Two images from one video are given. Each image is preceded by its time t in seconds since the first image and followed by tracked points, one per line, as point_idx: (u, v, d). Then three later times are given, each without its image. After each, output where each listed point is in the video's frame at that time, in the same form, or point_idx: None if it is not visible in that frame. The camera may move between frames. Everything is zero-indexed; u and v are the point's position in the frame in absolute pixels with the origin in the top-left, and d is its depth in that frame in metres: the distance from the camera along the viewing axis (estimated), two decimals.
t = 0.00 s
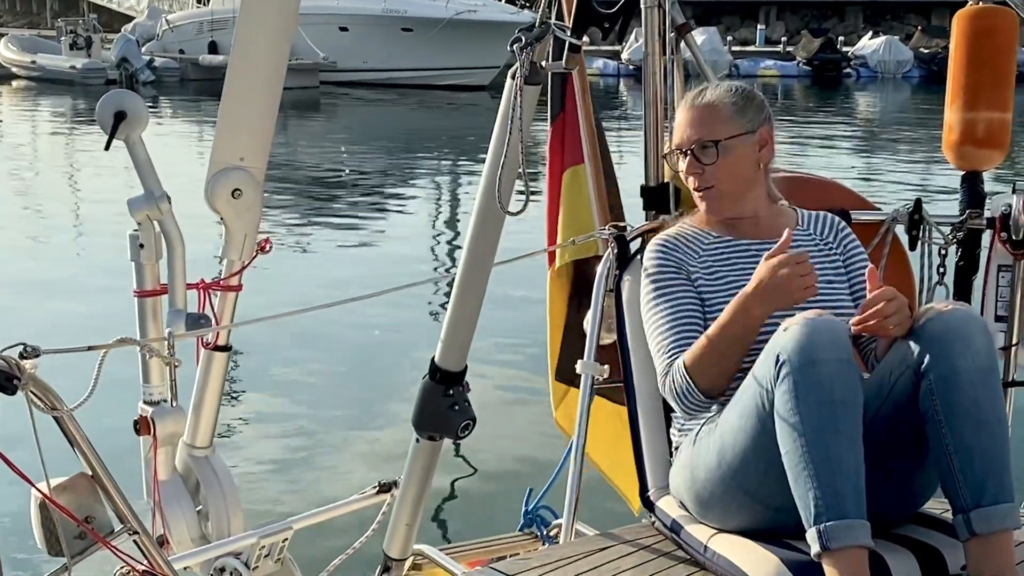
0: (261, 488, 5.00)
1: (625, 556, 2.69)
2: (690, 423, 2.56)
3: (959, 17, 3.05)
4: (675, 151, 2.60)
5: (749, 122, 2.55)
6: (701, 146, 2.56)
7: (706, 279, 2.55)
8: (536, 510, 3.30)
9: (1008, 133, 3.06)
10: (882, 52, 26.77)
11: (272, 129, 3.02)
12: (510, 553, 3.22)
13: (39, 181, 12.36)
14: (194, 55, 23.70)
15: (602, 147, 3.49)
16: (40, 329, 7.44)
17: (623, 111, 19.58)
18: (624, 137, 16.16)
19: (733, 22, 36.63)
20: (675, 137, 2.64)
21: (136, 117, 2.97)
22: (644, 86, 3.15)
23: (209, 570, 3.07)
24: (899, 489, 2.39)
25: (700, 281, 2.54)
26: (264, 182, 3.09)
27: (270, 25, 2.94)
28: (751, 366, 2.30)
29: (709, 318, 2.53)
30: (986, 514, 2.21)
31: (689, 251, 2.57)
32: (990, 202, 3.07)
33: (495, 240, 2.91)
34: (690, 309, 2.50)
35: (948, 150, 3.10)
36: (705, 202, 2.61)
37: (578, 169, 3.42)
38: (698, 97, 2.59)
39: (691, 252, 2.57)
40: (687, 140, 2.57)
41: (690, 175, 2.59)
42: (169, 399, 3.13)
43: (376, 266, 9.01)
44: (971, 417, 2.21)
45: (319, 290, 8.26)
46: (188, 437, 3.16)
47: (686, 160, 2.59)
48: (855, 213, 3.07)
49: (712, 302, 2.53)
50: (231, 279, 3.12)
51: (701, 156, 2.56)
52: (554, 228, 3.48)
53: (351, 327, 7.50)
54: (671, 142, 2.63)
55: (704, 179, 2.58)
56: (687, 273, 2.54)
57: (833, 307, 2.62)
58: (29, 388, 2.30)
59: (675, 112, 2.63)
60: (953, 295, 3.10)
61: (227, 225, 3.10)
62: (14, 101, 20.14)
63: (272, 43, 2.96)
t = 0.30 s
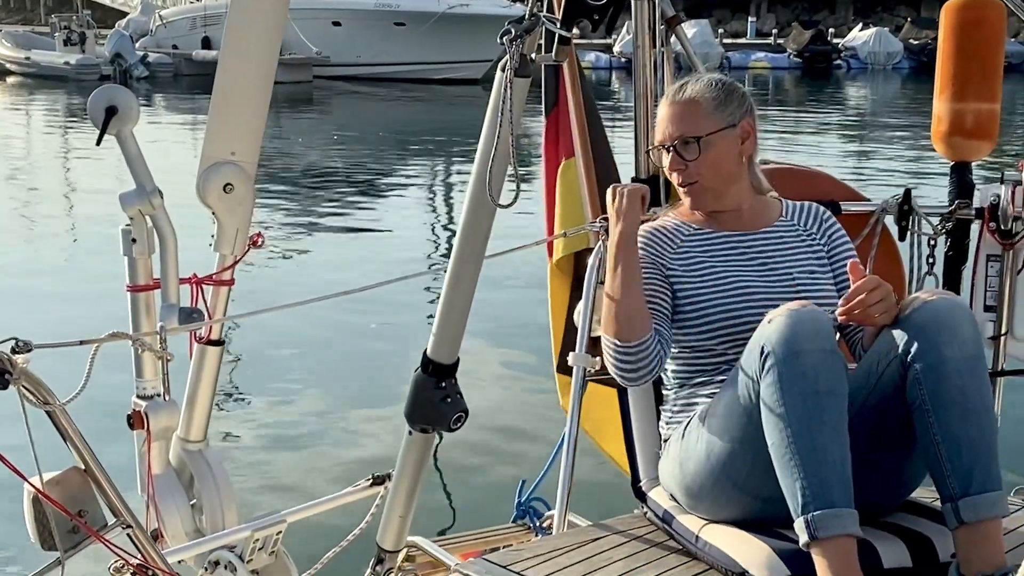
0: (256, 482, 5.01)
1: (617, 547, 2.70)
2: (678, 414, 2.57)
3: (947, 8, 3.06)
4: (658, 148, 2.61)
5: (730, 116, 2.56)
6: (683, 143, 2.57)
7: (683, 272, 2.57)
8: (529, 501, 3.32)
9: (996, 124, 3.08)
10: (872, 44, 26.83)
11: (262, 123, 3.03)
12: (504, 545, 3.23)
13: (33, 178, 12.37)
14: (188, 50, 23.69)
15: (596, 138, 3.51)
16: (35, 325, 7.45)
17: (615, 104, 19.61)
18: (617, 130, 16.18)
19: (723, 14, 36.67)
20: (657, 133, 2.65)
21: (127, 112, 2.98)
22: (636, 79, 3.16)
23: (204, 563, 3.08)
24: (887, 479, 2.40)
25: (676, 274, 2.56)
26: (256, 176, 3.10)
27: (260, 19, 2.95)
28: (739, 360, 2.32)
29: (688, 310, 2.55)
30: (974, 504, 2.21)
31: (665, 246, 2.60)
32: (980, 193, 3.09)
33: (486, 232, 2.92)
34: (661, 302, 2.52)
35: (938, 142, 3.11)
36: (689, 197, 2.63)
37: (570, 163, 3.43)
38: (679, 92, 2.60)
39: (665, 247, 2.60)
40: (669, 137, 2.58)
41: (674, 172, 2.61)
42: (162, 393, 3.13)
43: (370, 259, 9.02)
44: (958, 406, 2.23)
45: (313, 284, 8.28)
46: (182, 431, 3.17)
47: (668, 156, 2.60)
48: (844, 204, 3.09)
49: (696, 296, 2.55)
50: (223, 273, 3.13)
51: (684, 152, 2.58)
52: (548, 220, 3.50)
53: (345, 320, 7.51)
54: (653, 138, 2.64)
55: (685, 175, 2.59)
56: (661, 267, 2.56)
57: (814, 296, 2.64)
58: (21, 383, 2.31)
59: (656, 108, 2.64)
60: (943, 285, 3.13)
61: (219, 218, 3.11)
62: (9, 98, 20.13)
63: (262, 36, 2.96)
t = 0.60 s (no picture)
0: (251, 476, 5.03)
1: (610, 538, 2.72)
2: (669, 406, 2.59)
3: None
4: (657, 137, 2.62)
5: (728, 108, 2.59)
6: (685, 136, 2.58)
7: (676, 264, 2.58)
8: (523, 494, 3.34)
9: (984, 115, 3.09)
10: (863, 36, 26.90)
11: (255, 118, 3.04)
12: (498, 536, 3.26)
13: (28, 173, 12.39)
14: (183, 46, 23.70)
15: (584, 130, 3.52)
16: (31, 320, 7.48)
17: (609, 96, 19.63)
18: (610, 122, 16.21)
19: (715, 8, 36.71)
20: (652, 123, 2.66)
21: (120, 108, 2.99)
22: (626, 73, 3.18)
23: (200, 557, 3.11)
24: (876, 467, 2.42)
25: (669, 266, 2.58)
26: (249, 171, 3.12)
27: (253, 16, 2.96)
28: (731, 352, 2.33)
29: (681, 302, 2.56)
30: (965, 493, 2.23)
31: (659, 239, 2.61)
32: (967, 184, 3.11)
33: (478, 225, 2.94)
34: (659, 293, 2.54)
35: (926, 133, 3.13)
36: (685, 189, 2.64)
37: (561, 157, 3.45)
38: (676, 82, 2.61)
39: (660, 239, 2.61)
40: (671, 129, 2.59)
41: (672, 161, 2.62)
42: (158, 388, 3.18)
43: (365, 253, 9.04)
44: (948, 397, 2.25)
45: (308, 277, 8.31)
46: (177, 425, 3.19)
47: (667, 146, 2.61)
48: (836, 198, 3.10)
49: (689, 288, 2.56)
50: (217, 268, 3.15)
51: (685, 143, 2.59)
52: (538, 213, 3.51)
53: (340, 314, 7.53)
54: (650, 127, 2.65)
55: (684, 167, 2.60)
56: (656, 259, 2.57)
57: (805, 287, 2.66)
58: (15, 378, 2.33)
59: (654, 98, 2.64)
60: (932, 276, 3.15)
61: (212, 214, 3.12)
62: (4, 94, 20.15)
63: (255, 34, 2.98)
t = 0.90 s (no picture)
0: (245, 469, 5.05)
1: (600, 529, 2.74)
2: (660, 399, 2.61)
3: None
4: (666, 123, 2.62)
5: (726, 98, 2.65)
6: (699, 118, 2.61)
7: (677, 250, 2.60)
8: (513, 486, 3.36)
9: (970, 108, 3.11)
10: (855, 27, 26.96)
11: (245, 113, 3.06)
12: (488, 529, 3.28)
13: (23, 168, 12.41)
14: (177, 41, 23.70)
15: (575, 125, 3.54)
16: (27, 315, 7.50)
17: (603, 89, 19.65)
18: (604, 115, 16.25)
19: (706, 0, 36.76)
20: (653, 111, 2.67)
21: (110, 104, 3.01)
22: (615, 67, 3.21)
23: (191, 550, 3.13)
24: (862, 457, 2.44)
25: (670, 251, 2.60)
26: (239, 166, 3.13)
27: (242, 12, 2.97)
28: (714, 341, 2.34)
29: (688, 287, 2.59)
30: (949, 482, 2.25)
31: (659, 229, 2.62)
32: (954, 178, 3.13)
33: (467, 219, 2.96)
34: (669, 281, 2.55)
35: (913, 127, 3.15)
36: (689, 179, 2.64)
37: (550, 151, 3.47)
38: (677, 74, 2.66)
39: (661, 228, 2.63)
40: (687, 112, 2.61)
41: (683, 146, 2.61)
42: (149, 381, 3.17)
43: (359, 246, 9.07)
44: (933, 387, 2.26)
45: (302, 271, 8.33)
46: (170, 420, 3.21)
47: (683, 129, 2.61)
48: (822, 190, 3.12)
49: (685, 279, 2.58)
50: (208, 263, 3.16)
51: (698, 127, 2.61)
52: (527, 205, 3.53)
53: (334, 308, 7.55)
54: (653, 116, 2.66)
55: (698, 151, 2.61)
56: (656, 242, 2.59)
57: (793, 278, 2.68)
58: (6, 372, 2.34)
59: (658, 88, 2.67)
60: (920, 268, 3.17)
61: (203, 209, 3.14)
62: None
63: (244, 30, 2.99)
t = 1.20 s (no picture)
0: (238, 463, 5.07)
1: (590, 521, 2.75)
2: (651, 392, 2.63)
3: None
4: (689, 111, 2.60)
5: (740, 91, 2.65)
6: (722, 110, 2.59)
7: (675, 239, 2.61)
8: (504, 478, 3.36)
9: (956, 102, 3.13)
10: (845, 20, 27.02)
11: (234, 107, 3.07)
12: (479, 521, 3.29)
13: (17, 163, 12.41)
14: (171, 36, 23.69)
15: (564, 119, 3.54)
16: (21, 310, 7.51)
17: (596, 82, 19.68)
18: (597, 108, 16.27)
19: None
20: (672, 96, 2.64)
21: (99, 98, 3.02)
22: (604, 61, 3.21)
23: (183, 544, 3.15)
24: (851, 448, 2.45)
25: (668, 239, 2.61)
26: (228, 160, 3.14)
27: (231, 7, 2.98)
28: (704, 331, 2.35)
29: (685, 274, 2.60)
30: (935, 471, 2.26)
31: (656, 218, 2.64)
32: (941, 171, 3.15)
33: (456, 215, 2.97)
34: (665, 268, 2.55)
35: (900, 121, 3.16)
36: (699, 167, 2.63)
37: (540, 145, 3.48)
38: (698, 63, 2.64)
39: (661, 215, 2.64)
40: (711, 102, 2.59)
41: (703, 135, 2.60)
42: (139, 376, 3.18)
43: (353, 240, 9.09)
44: (921, 375, 2.27)
45: (296, 264, 8.35)
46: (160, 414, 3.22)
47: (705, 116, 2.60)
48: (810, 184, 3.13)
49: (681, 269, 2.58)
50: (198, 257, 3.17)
51: (719, 118, 2.60)
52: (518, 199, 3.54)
53: (326, 302, 7.56)
54: (671, 101, 2.63)
55: (715, 142, 2.60)
56: (654, 229, 2.60)
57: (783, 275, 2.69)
58: None
59: (679, 74, 2.64)
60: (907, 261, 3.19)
61: (192, 203, 3.15)
62: None
63: (233, 24, 3.00)
